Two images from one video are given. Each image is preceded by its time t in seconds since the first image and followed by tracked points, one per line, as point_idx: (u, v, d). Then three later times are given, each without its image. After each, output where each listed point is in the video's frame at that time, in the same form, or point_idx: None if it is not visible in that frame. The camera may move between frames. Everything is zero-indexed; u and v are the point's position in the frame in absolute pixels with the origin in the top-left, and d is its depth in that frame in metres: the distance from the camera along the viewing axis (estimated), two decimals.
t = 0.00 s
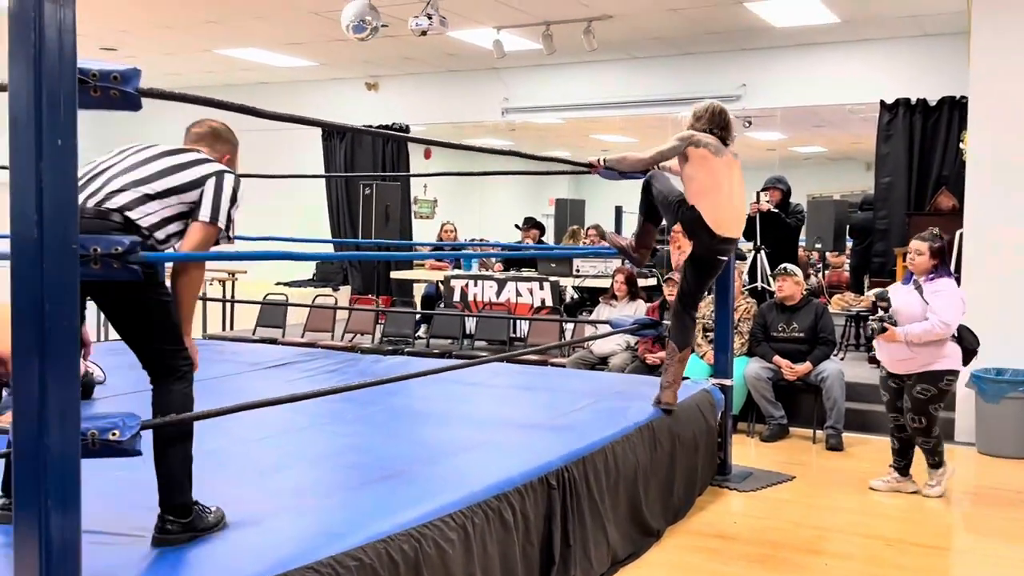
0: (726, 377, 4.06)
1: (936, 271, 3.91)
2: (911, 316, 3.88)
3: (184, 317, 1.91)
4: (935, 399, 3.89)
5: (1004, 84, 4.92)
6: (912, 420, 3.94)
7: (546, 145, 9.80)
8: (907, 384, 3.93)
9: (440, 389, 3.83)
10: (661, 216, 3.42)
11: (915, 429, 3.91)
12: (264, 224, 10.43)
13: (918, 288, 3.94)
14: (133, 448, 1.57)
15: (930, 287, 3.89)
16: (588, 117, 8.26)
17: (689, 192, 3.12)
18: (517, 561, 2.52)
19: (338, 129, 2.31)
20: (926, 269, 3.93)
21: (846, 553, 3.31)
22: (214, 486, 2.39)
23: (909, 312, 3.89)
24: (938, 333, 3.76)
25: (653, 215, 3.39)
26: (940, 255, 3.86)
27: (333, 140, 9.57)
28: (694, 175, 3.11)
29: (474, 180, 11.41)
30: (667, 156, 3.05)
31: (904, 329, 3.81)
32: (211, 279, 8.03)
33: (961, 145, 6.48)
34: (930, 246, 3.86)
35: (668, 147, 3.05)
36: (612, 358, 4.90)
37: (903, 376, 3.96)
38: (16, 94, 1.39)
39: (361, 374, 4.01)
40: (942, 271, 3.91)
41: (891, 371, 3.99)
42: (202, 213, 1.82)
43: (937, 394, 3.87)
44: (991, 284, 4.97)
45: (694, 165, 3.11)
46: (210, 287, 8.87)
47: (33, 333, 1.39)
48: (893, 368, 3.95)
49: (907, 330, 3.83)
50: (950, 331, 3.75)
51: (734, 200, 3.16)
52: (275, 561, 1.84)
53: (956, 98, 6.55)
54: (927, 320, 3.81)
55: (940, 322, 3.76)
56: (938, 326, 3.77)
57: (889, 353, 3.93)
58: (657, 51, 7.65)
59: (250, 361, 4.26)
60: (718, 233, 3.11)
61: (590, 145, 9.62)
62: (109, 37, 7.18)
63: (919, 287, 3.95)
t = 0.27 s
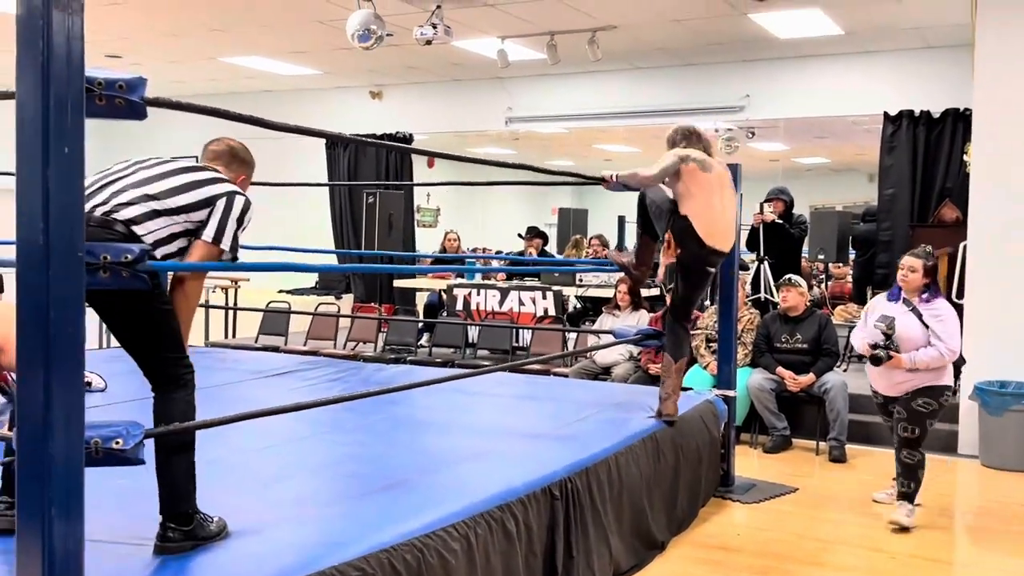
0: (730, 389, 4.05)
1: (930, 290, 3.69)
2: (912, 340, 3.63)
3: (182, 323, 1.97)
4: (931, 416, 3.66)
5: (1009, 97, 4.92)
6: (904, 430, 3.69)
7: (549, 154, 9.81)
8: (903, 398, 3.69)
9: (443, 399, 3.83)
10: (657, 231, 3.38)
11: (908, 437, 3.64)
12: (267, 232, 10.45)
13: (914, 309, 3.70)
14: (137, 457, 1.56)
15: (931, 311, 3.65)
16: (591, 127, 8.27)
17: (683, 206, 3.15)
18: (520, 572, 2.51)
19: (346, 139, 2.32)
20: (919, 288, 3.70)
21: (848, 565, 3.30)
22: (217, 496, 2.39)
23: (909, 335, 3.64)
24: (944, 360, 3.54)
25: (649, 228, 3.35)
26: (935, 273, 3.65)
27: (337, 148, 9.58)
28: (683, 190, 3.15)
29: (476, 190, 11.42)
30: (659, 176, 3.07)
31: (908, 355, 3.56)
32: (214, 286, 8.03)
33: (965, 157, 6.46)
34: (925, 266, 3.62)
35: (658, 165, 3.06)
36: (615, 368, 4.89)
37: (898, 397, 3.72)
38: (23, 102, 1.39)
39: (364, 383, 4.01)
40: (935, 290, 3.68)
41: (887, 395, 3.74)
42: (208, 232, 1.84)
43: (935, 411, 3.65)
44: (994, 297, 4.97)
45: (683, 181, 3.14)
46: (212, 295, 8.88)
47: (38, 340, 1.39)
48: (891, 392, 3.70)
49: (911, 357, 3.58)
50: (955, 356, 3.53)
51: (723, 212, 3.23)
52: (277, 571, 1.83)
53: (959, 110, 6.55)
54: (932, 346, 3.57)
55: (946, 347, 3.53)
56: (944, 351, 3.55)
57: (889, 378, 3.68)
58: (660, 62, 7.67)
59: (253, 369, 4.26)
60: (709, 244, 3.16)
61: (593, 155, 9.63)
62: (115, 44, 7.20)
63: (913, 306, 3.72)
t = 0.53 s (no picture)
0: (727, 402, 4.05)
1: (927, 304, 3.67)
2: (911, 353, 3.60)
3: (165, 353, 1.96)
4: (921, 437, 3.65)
5: (1006, 112, 4.93)
6: (899, 454, 3.65)
7: (548, 165, 9.82)
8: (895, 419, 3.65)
9: (440, 410, 3.82)
10: (650, 232, 3.47)
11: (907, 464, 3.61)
12: (266, 242, 10.45)
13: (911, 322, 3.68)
14: (132, 468, 1.55)
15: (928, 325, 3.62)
16: (591, 138, 8.29)
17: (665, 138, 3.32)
18: None
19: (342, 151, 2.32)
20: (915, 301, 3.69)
21: None
22: (211, 508, 2.38)
23: (908, 348, 3.61)
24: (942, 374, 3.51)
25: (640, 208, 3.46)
26: (932, 286, 3.64)
27: (336, 159, 9.59)
28: (653, 137, 3.35)
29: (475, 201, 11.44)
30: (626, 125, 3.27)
31: (906, 367, 3.51)
32: (212, 296, 8.02)
33: (962, 171, 6.47)
34: (923, 279, 3.60)
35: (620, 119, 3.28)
36: (612, 380, 4.89)
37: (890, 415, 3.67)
38: (21, 112, 1.40)
39: (361, 394, 4.00)
40: (932, 303, 3.67)
41: (880, 411, 3.67)
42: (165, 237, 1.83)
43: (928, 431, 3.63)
44: (992, 311, 4.97)
45: (647, 127, 3.36)
46: (210, 304, 8.88)
47: (34, 350, 1.39)
48: (886, 407, 3.64)
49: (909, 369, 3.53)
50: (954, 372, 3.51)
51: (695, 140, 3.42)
52: None
53: (957, 124, 6.57)
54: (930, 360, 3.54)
55: (945, 361, 3.51)
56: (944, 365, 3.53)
57: (884, 391, 3.63)
58: (659, 75, 7.69)
59: (250, 379, 4.26)
60: (701, 160, 3.34)
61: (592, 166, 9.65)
62: (115, 54, 7.22)
63: (909, 319, 3.70)
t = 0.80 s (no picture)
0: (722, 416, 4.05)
1: (906, 323, 3.42)
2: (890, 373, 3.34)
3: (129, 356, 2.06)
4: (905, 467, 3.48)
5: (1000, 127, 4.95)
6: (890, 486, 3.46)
7: (544, 177, 9.84)
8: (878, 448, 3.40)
9: (434, 422, 3.82)
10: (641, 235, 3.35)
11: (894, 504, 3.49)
12: (261, 252, 10.44)
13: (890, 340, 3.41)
14: (123, 481, 1.51)
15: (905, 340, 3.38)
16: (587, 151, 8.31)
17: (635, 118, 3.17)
18: None
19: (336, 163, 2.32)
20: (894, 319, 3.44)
21: None
22: (202, 520, 2.36)
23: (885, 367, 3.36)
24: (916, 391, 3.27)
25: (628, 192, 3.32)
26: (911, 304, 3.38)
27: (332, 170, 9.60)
28: (625, 117, 3.19)
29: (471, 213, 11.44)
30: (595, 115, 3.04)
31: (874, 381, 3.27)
32: (207, 307, 8.01)
33: (956, 185, 6.50)
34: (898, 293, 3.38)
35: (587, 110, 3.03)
36: (607, 393, 4.89)
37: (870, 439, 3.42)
38: (15, 123, 1.40)
39: (355, 406, 3.99)
40: (911, 323, 3.41)
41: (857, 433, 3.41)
42: (125, 251, 1.86)
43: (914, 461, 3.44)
44: (986, 325, 4.98)
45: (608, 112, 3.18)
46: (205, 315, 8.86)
47: (26, 362, 1.38)
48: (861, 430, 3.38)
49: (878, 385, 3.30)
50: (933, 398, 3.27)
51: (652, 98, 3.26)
52: None
53: (951, 139, 6.60)
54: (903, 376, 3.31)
55: (917, 378, 3.27)
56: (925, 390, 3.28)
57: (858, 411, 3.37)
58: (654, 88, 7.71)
59: (244, 390, 4.24)
60: (676, 120, 3.19)
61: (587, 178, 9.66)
62: (112, 65, 7.22)
63: (886, 338, 3.44)
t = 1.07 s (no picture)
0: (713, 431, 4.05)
1: (873, 332, 3.34)
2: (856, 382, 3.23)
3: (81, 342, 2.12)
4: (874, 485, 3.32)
5: (989, 143, 4.99)
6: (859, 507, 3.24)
7: (536, 190, 9.85)
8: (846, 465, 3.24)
9: (424, 437, 3.81)
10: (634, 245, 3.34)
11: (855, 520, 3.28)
12: (252, 265, 10.41)
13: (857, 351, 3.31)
14: (111, 499, 1.50)
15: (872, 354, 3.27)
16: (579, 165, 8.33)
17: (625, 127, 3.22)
18: None
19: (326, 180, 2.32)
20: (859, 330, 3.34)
21: None
22: (191, 537, 2.34)
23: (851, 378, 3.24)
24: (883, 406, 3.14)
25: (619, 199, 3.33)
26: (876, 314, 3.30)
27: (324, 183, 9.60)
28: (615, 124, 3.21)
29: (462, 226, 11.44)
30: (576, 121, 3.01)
31: (848, 398, 3.13)
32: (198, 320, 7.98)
33: (946, 201, 6.54)
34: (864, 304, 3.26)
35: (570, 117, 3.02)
36: (598, 408, 4.88)
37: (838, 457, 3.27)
38: (5, 140, 1.37)
39: (346, 421, 3.97)
40: (879, 332, 3.33)
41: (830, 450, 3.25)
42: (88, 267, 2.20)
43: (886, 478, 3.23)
44: (976, 340, 5.00)
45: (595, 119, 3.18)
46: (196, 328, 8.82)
47: (13, 381, 1.35)
48: (836, 444, 3.22)
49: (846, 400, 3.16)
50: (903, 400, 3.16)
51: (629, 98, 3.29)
52: None
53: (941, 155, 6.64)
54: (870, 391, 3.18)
55: (887, 393, 3.15)
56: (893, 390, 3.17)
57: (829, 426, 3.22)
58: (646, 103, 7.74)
59: (234, 405, 4.22)
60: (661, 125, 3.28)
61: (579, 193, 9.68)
62: (104, 78, 7.21)
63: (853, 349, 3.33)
